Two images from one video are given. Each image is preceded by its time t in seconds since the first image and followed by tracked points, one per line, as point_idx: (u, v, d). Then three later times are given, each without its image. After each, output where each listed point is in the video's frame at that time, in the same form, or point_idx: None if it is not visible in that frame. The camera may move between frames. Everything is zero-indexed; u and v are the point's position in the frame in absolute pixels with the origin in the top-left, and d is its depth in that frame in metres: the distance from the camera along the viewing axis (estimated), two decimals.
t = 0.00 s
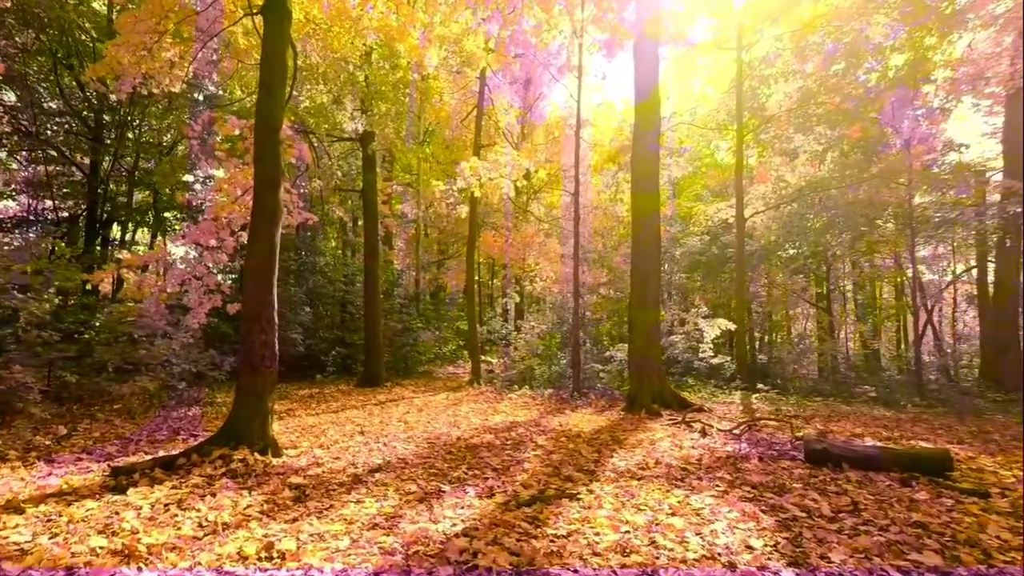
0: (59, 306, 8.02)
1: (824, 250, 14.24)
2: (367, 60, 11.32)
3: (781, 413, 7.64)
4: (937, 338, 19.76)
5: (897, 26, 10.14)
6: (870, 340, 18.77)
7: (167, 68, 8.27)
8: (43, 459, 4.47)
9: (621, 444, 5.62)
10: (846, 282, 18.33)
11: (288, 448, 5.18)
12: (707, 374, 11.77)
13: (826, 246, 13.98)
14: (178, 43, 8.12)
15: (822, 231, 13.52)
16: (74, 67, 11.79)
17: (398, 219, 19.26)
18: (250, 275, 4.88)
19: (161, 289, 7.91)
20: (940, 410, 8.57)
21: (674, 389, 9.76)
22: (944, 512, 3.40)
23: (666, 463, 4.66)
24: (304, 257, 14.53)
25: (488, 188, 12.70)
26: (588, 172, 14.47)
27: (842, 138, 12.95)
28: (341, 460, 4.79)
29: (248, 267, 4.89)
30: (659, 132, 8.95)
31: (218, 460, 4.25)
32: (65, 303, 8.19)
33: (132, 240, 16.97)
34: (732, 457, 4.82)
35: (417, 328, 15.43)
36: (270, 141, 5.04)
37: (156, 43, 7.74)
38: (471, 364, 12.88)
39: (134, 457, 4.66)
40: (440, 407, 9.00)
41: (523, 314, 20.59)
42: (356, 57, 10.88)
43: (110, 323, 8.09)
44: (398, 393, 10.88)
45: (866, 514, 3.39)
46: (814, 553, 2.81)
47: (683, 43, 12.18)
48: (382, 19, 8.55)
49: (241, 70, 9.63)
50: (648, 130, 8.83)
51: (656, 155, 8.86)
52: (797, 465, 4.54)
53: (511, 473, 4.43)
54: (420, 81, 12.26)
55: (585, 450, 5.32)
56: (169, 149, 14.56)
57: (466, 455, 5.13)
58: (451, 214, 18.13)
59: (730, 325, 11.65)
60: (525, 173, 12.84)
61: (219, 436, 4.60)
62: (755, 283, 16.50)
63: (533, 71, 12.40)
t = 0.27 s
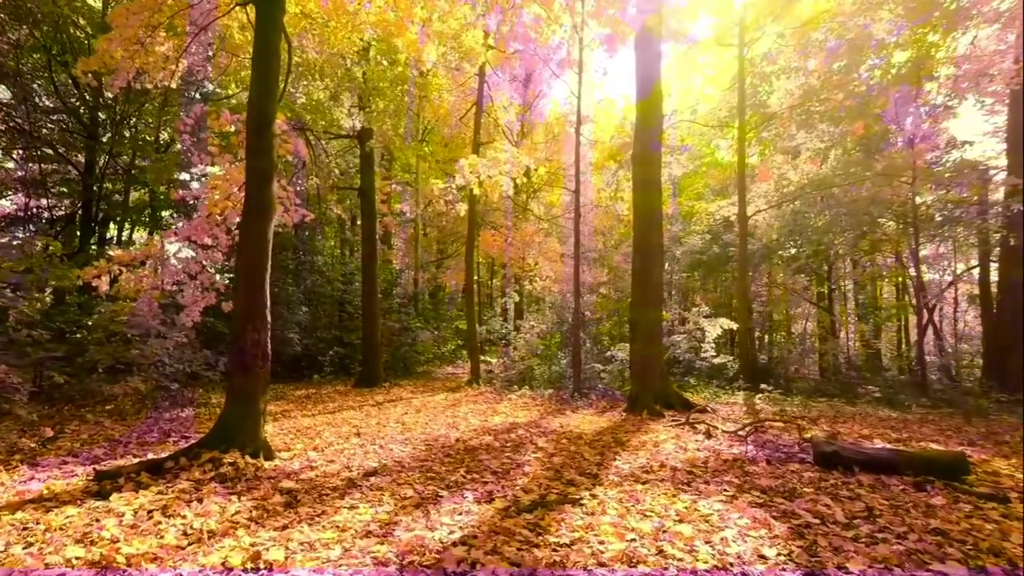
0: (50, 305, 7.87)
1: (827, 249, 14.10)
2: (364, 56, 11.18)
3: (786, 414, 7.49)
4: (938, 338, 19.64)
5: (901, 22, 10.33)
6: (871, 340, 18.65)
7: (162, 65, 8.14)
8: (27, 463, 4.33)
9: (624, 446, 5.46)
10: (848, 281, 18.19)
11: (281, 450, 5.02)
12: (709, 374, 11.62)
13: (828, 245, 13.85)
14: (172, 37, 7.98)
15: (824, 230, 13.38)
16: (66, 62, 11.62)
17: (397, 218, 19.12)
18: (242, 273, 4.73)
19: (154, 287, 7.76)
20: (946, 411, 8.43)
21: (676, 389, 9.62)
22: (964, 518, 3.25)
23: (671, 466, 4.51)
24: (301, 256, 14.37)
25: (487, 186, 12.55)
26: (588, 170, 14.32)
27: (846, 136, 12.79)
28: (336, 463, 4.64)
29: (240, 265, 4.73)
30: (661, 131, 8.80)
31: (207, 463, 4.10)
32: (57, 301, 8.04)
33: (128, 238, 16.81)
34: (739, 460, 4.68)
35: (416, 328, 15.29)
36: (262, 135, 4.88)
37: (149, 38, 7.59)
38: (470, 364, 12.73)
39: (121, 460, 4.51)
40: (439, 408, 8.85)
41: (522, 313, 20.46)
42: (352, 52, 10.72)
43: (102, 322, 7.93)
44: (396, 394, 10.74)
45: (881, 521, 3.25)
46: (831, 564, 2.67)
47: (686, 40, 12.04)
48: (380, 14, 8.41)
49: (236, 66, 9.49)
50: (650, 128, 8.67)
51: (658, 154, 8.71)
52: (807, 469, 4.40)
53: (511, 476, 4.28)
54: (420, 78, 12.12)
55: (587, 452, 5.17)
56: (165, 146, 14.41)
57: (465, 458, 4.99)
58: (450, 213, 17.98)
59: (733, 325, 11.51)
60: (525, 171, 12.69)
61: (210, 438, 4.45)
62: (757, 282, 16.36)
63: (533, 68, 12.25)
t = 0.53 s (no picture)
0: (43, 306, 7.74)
1: (830, 249, 13.97)
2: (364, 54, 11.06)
3: (792, 418, 7.34)
4: (941, 339, 19.52)
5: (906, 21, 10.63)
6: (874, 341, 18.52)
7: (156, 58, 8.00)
8: (10, 471, 4.18)
9: (628, 452, 5.32)
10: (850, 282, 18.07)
11: (275, 457, 4.87)
12: (712, 375, 11.48)
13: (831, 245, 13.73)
14: (167, 33, 7.86)
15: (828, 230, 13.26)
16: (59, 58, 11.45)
17: (396, 218, 18.99)
18: (234, 274, 4.58)
19: (148, 288, 7.62)
20: (955, 414, 8.29)
21: (679, 391, 9.48)
22: (985, 530, 3.11)
23: (677, 473, 4.37)
24: (300, 256, 14.24)
25: (487, 185, 12.42)
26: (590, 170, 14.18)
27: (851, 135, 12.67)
28: (330, 471, 4.50)
29: (232, 266, 4.59)
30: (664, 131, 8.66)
31: (197, 471, 3.96)
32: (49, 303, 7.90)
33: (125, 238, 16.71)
34: (746, 467, 4.53)
35: (415, 329, 15.16)
36: (256, 132, 4.73)
37: (144, 35, 7.46)
38: (470, 365, 12.60)
39: (109, 467, 4.37)
40: (438, 410, 8.71)
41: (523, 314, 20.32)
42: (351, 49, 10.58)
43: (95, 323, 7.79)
44: (396, 396, 10.60)
45: (899, 533, 3.11)
46: None
47: (689, 39, 11.92)
48: (379, 11, 8.30)
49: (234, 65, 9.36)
50: (652, 129, 8.54)
51: (661, 155, 8.57)
52: (817, 477, 4.26)
53: (512, 485, 4.13)
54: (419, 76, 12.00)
55: (590, 459, 5.02)
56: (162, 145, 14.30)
57: (464, 464, 4.84)
58: (450, 213, 17.85)
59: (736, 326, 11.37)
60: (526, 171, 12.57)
61: (200, 445, 4.30)
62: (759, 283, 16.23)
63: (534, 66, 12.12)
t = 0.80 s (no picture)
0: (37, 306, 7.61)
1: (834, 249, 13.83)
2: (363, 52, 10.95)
3: (798, 420, 7.20)
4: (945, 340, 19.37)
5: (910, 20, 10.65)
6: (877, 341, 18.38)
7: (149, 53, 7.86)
8: None
9: (633, 456, 5.17)
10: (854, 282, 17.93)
11: (270, 461, 4.74)
12: (716, 376, 11.34)
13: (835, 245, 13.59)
14: (162, 29, 7.74)
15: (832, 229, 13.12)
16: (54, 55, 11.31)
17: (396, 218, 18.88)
18: (228, 273, 4.45)
19: (144, 288, 7.51)
20: (962, 416, 8.16)
21: (683, 392, 9.35)
22: (1007, 539, 2.98)
23: (685, 478, 4.24)
24: (299, 256, 14.14)
25: (488, 184, 12.30)
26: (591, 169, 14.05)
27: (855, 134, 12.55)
28: (327, 476, 4.37)
29: (226, 265, 4.46)
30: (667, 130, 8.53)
31: (189, 477, 3.84)
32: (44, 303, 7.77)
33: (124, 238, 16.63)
34: (755, 472, 4.39)
35: (415, 329, 15.04)
36: (252, 128, 4.61)
37: (138, 32, 7.34)
38: (471, 366, 12.49)
39: (99, 473, 4.24)
40: (439, 412, 8.58)
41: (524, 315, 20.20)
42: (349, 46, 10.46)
43: (90, 324, 7.67)
44: (395, 397, 10.47)
45: (918, 543, 2.98)
46: None
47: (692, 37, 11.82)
48: (378, 8, 8.19)
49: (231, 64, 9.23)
50: (655, 128, 8.41)
51: (664, 155, 8.44)
52: (828, 482, 4.13)
53: (514, 491, 4.00)
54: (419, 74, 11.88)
55: (594, 463, 4.89)
56: (161, 144, 14.23)
57: (464, 468, 4.72)
58: (451, 212, 17.74)
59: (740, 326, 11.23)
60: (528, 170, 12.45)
61: (193, 450, 4.18)
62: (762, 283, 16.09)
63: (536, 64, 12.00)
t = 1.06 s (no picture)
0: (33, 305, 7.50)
1: (840, 248, 13.69)
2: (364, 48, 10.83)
3: (807, 422, 7.05)
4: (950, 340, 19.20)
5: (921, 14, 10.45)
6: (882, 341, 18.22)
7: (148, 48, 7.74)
8: None
9: (641, 458, 5.04)
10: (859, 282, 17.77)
11: (268, 464, 4.62)
12: (721, 377, 11.20)
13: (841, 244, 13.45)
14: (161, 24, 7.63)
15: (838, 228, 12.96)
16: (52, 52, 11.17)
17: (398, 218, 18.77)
18: (225, 271, 4.32)
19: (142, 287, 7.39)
20: (973, 417, 8.01)
21: (688, 393, 9.21)
22: None
23: (696, 482, 4.10)
24: (300, 255, 14.02)
25: (491, 183, 12.17)
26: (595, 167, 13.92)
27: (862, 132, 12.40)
28: (326, 479, 4.24)
29: (223, 262, 4.33)
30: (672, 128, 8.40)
31: (184, 480, 3.71)
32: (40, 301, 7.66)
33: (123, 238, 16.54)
34: (767, 476, 4.25)
35: (417, 329, 14.92)
36: (248, 121, 4.47)
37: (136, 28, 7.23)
38: (473, 366, 12.36)
39: (92, 476, 4.12)
40: (441, 413, 8.45)
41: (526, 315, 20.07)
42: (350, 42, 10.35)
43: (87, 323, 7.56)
44: (397, 398, 10.35)
45: (945, 552, 2.84)
46: None
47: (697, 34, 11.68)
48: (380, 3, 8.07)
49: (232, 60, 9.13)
50: (661, 125, 8.28)
51: (669, 153, 8.30)
52: (845, 487, 3.98)
53: (519, 496, 3.87)
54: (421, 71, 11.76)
55: (601, 466, 4.75)
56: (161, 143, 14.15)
57: (467, 471, 4.59)
58: (453, 212, 17.61)
59: (746, 326, 11.08)
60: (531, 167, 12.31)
61: (188, 453, 4.04)
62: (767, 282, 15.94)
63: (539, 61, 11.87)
